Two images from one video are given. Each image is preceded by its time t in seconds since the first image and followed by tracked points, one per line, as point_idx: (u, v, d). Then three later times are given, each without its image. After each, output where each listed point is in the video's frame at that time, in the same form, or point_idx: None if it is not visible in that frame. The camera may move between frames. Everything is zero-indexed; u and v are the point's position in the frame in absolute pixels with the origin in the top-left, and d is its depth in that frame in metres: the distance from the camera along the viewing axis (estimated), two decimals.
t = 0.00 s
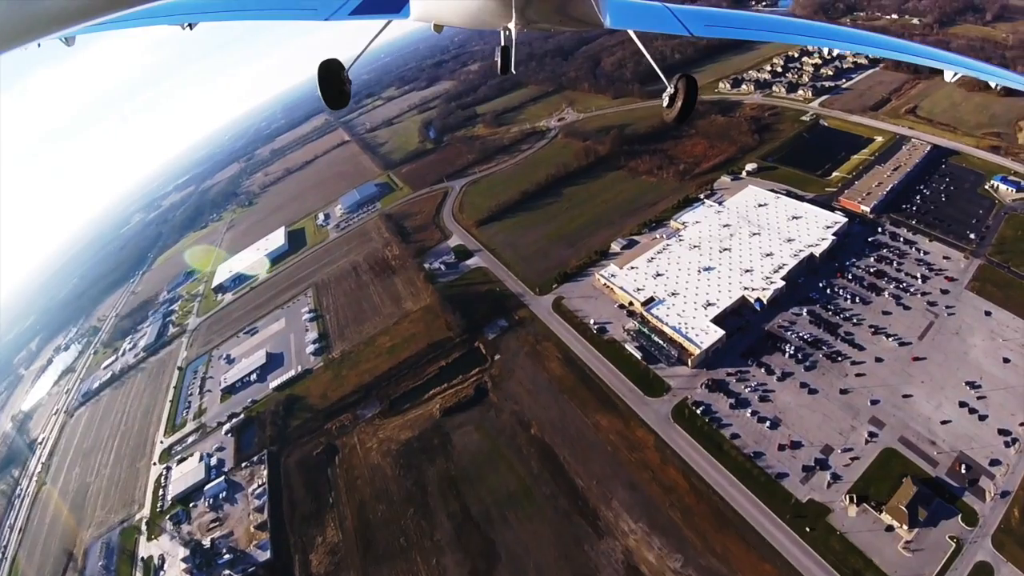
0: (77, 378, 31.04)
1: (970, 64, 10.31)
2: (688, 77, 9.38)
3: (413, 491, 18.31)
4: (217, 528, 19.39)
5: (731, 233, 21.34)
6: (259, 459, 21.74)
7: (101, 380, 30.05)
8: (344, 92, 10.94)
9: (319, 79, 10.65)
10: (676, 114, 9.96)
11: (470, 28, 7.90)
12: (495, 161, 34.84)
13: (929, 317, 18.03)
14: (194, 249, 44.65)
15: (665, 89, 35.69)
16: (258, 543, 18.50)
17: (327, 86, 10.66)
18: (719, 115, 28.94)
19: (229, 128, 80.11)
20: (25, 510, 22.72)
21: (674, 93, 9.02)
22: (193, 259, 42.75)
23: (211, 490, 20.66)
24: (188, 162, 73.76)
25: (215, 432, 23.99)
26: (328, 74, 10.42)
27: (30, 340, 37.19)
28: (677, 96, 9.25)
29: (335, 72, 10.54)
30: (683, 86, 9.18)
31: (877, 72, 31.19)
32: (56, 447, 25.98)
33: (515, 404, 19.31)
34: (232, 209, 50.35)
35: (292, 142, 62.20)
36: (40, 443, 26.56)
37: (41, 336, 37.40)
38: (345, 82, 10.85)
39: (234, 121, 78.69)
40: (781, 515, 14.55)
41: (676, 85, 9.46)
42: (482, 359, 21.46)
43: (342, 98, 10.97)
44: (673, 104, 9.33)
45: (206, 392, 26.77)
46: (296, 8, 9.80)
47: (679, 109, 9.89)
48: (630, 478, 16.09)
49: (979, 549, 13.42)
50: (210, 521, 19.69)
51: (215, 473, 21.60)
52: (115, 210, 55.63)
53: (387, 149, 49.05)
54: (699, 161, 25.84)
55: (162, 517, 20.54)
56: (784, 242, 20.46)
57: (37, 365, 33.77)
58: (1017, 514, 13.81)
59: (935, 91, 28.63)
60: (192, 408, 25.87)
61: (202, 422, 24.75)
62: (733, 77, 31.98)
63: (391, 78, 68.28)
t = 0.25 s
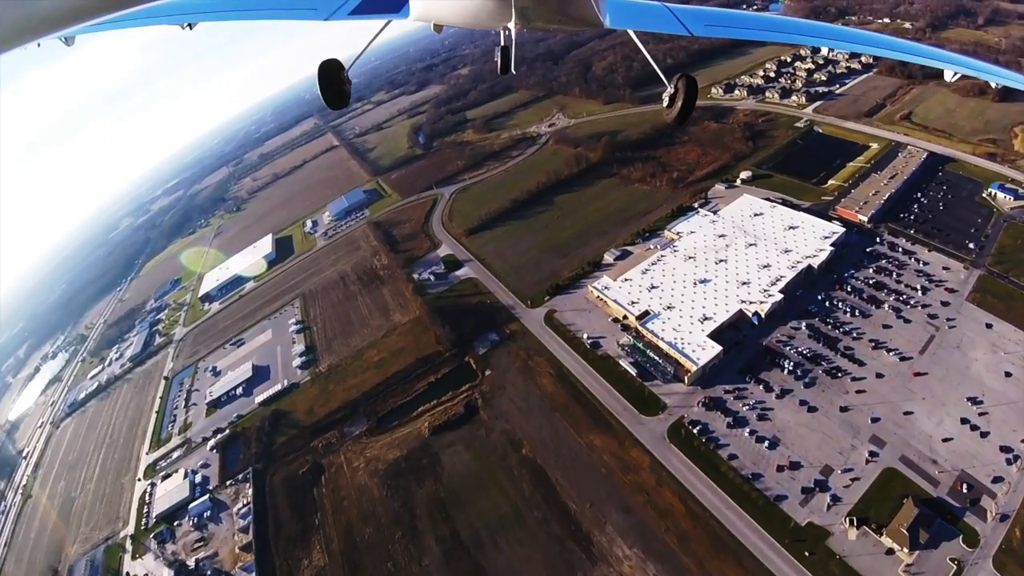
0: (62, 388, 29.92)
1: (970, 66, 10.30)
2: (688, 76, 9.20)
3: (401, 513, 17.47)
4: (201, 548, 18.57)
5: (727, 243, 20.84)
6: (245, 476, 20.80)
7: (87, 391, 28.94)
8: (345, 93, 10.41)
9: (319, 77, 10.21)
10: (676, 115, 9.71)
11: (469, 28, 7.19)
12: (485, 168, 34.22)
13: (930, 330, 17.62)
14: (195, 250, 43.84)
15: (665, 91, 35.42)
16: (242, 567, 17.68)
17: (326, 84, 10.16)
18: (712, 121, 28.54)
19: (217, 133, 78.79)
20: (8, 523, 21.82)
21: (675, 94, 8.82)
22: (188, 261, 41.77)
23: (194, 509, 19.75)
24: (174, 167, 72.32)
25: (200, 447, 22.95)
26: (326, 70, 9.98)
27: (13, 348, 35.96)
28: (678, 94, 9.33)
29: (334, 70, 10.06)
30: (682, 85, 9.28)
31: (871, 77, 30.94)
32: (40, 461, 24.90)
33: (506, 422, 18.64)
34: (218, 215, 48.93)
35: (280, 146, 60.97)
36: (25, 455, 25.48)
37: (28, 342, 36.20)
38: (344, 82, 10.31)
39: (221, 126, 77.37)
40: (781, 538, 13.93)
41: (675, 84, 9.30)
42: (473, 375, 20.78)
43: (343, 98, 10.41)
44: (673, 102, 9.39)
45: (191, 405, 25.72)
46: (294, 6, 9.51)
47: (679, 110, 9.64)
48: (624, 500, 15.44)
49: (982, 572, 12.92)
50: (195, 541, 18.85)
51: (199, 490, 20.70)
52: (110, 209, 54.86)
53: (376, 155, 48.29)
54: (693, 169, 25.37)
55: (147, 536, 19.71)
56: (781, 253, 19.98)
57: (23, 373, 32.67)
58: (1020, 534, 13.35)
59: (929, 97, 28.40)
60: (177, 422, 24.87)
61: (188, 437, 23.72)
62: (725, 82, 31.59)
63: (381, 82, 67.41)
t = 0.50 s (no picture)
0: (49, 397, 28.97)
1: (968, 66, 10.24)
2: (688, 77, 9.59)
3: (388, 535, 16.72)
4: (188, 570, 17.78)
5: (724, 254, 20.26)
6: (234, 492, 19.88)
7: (74, 400, 27.81)
8: (345, 91, 11.07)
9: (320, 75, 10.75)
10: (676, 113, 10.17)
11: (469, 27, 7.89)
12: (477, 173, 33.59)
13: (932, 345, 17.13)
14: (194, 250, 42.76)
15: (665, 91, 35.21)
16: None
17: (327, 82, 10.70)
18: (707, 126, 28.02)
19: (208, 136, 77.73)
20: None
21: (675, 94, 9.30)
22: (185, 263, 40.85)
23: (183, 527, 18.95)
24: (164, 170, 71.09)
25: (188, 462, 21.98)
26: (326, 71, 10.52)
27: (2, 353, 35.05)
28: (679, 96, 9.83)
29: (334, 70, 10.65)
30: (683, 87, 9.46)
31: (867, 81, 30.50)
32: (28, 474, 23.91)
33: (498, 440, 17.96)
34: (208, 219, 47.72)
35: (271, 149, 59.92)
36: (12, 468, 24.60)
37: (18, 347, 35.20)
38: (345, 80, 10.96)
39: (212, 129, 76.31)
40: (783, 564, 13.32)
41: (676, 85, 9.65)
42: (464, 391, 20.08)
43: (343, 96, 11.13)
44: (674, 102, 9.84)
45: (179, 418, 24.67)
46: (295, 8, 9.92)
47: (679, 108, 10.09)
48: (621, 523, 14.77)
49: None
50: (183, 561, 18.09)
51: (188, 507, 19.86)
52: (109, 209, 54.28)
53: (367, 159, 47.53)
54: (689, 175, 24.82)
55: (135, 553, 18.96)
56: (780, 264, 19.41)
57: (12, 380, 31.75)
58: None
59: (927, 101, 27.97)
60: (164, 436, 23.83)
61: (175, 451, 22.66)
62: (721, 86, 31.05)
63: (373, 84, 66.59)
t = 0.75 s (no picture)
0: (41, 411, 28.01)
1: (969, 65, 10.06)
2: (687, 77, 9.62)
3: (383, 560, 16.03)
4: None
5: (725, 262, 19.74)
6: (227, 512, 19.09)
7: (67, 414, 26.91)
8: (344, 91, 10.84)
9: (318, 74, 10.57)
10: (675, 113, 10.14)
11: (469, 28, 7.60)
12: (470, 179, 32.95)
13: (939, 354, 16.69)
14: (187, 257, 41.71)
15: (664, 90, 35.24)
16: None
17: (326, 81, 10.50)
18: (704, 128, 27.51)
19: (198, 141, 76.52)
20: None
21: (674, 93, 9.22)
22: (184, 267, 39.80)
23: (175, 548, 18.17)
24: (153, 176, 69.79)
25: (180, 479, 21.12)
26: (325, 71, 10.33)
27: None
28: (678, 95, 9.74)
29: (333, 71, 10.47)
30: (683, 87, 9.43)
31: (865, 80, 30.04)
32: (20, 492, 23.06)
33: (495, 460, 17.35)
34: (201, 227, 46.32)
35: (264, 155, 58.63)
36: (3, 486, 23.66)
37: (12, 358, 34.25)
38: (345, 79, 10.75)
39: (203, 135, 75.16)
40: None
41: (675, 85, 9.68)
42: (460, 408, 19.43)
43: (343, 96, 10.91)
44: (674, 103, 9.77)
45: (171, 434, 23.72)
46: (295, 6, 9.73)
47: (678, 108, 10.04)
48: (623, 547, 14.17)
49: None
50: None
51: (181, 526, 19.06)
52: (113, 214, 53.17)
53: (359, 164, 46.77)
54: (686, 180, 24.28)
55: None
56: (782, 273, 18.89)
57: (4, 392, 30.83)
58: None
59: (926, 100, 27.54)
60: (156, 452, 22.92)
61: (168, 468, 21.84)
62: (717, 87, 30.54)
63: (365, 87, 65.71)
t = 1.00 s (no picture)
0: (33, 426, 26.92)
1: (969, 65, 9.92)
2: (687, 76, 9.46)
3: None
4: None
5: (726, 271, 19.19)
6: (220, 533, 18.28)
7: (61, 429, 25.80)
8: (344, 91, 11.00)
9: (319, 74, 10.73)
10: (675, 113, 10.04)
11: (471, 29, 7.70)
12: (463, 186, 32.31)
13: (946, 365, 16.26)
14: (184, 263, 40.67)
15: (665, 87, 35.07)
16: None
17: (327, 81, 10.68)
18: (701, 131, 26.99)
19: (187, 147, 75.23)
20: None
21: (674, 92, 9.26)
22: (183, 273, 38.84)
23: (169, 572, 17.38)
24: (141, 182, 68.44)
25: (174, 499, 20.25)
26: (325, 70, 10.48)
27: None
28: (677, 95, 9.50)
29: (334, 71, 10.60)
30: (683, 87, 9.27)
31: (862, 80, 29.56)
32: (12, 512, 22.01)
33: (493, 482, 16.72)
34: (195, 235, 44.83)
35: (257, 161, 57.19)
36: None
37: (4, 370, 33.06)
38: (345, 80, 10.91)
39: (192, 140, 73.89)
40: None
41: (675, 85, 9.49)
42: (456, 427, 18.80)
43: (343, 97, 11.08)
44: (673, 102, 9.54)
45: (164, 452, 22.72)
46: (297, 7, 9.82)
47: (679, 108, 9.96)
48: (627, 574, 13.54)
49: None
50: None
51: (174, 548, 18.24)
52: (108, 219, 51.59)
53: (352, 172, 46.06)
54: (684, 186, 23.74)
55: None
56: (785, 281, 18.35)
57: None
58: None
59: (924, 100, 27.08)
60: (149, 470, 21.99)
61: (161, 487, 20.94)
62: (712, 88, 30.01)
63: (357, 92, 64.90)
